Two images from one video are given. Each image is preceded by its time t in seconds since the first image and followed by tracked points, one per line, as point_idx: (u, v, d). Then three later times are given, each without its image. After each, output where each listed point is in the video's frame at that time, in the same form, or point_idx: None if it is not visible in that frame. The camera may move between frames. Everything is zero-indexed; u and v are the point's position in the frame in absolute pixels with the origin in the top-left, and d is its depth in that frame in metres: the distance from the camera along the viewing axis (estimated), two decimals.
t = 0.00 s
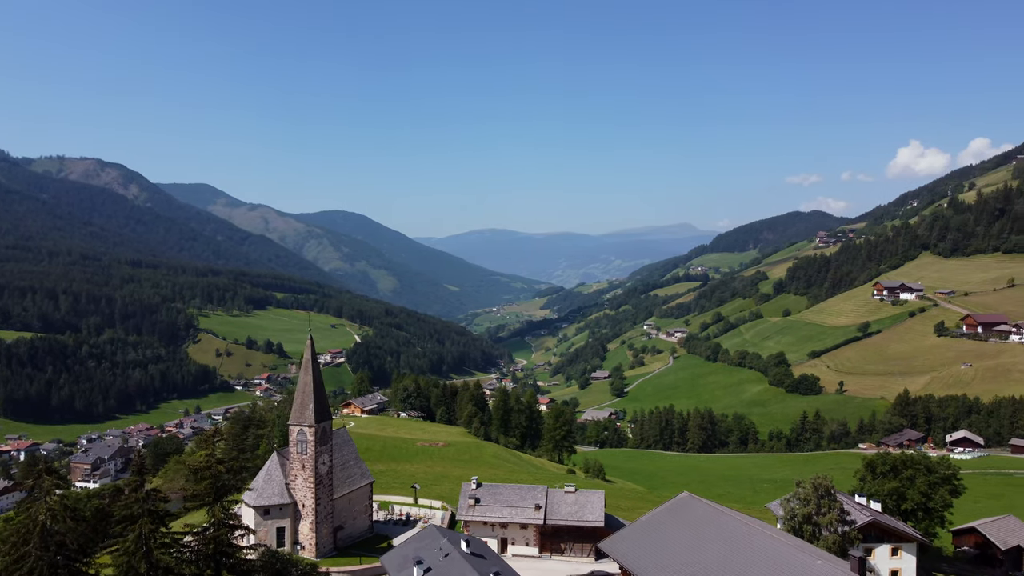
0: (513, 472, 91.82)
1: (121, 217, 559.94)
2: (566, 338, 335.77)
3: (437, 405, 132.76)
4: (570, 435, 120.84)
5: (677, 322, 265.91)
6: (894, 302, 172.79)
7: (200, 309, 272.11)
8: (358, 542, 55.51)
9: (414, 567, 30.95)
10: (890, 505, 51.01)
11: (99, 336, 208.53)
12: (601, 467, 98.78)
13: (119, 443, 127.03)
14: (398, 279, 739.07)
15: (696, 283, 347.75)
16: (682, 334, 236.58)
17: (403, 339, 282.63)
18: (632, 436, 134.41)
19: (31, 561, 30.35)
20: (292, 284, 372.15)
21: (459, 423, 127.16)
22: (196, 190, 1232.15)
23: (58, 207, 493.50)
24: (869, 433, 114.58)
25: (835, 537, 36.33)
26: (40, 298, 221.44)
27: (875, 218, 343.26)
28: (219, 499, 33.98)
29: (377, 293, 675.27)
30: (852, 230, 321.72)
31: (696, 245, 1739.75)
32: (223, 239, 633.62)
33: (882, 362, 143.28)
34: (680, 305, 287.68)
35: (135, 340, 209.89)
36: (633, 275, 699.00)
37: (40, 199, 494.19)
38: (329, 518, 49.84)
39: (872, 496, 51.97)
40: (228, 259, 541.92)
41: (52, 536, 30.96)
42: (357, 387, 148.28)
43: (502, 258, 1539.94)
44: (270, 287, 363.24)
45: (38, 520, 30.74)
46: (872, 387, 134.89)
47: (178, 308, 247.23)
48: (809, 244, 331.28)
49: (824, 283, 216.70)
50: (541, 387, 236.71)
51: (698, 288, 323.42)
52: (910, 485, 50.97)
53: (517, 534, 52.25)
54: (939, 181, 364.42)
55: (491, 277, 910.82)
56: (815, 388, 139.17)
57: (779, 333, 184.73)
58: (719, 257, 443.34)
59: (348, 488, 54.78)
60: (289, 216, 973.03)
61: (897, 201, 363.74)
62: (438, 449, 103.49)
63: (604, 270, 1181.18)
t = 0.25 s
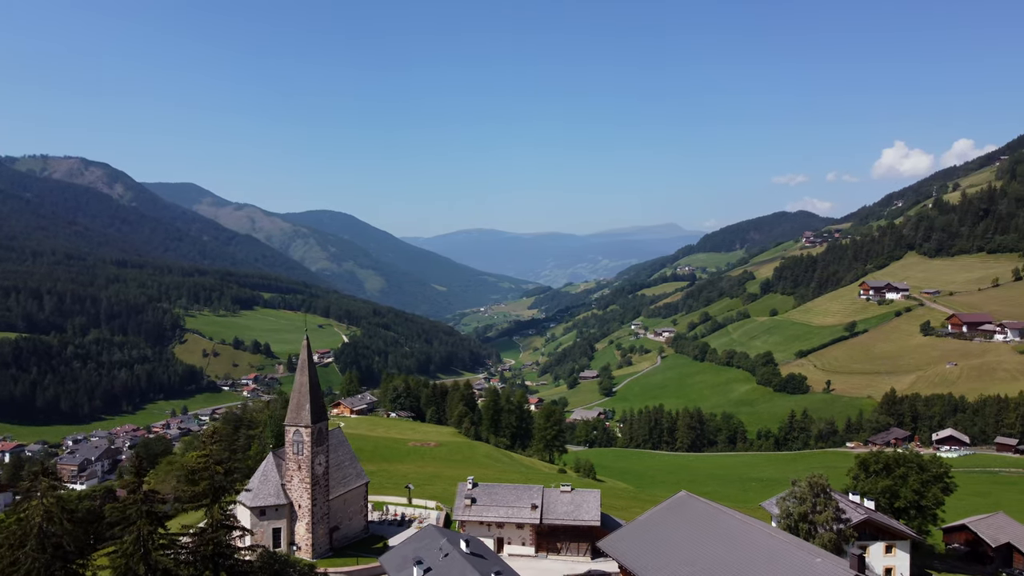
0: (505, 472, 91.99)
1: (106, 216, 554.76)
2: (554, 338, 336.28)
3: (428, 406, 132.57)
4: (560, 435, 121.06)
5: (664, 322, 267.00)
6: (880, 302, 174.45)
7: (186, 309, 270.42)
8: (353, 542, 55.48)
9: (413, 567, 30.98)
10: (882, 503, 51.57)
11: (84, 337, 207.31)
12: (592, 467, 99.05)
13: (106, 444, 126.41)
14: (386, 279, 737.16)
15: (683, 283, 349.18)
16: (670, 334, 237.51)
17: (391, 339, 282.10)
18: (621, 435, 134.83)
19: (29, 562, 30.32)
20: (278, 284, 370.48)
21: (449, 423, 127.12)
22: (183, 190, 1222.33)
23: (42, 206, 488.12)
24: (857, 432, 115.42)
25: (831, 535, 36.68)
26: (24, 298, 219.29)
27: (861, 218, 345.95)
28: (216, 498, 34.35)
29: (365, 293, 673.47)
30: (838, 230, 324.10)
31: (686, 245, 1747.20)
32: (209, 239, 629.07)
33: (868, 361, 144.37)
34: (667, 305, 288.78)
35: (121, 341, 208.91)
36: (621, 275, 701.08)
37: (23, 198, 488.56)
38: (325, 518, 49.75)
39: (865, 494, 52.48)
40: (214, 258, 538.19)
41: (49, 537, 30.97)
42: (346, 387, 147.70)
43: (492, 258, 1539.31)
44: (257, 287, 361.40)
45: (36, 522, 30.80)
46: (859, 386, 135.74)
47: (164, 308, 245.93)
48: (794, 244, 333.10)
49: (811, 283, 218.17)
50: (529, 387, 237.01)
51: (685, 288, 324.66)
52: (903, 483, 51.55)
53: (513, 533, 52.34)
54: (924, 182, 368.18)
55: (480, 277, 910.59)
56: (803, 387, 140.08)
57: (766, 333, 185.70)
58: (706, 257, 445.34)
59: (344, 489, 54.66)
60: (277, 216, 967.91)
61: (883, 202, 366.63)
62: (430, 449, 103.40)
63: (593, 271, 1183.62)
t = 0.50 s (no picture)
0: (496, 472, 92.12)
1: (91, 215, 549.63)
2: (542, 338, 336.68)
3: (417, 406, 132.38)
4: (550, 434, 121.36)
5: (653, 322, 267.90)
6: (866, 301, 175.92)
7: (172, 309, 268.68)
8: (349, 543, 55.43)
9: (414, 567, 30.96)
10: (876, 501, 52.04)
11: (69, 337, 205.79)
12: (583, 467, 99.36)
13: (93, 446, 125.58)
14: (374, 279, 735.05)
15: (671, 283, 350.44)
16: (658, 334, 238.31)
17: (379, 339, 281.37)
18: (610, 435, 135.23)
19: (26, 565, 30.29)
20: (266, 284, 368.71)
21: (439, 424, 126.98)
22: (170, 189, 1212.91)
23: (26, 206, 482.82)
24: (844, 431, 116.16)
25: (827, 533, 37.01)
26: (9, 299, 217.13)
27: (846, 218, 348.59)
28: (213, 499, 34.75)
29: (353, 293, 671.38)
30: (825, 230, 326.38)
31: (675, 245, 1753.50)
32: (195, 238, 624.70)
33: (856, 360, 145.50)
34: (655, 305, 289.77)
35: (107, 341, 207.62)
36: (609, 275, 702.80)
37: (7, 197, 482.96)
38: (322, 519, 49.69)
39: (859, 492, 52.96)
40: (200, 258, 534.58)
41: (46, 539, 30.93)
42: (335, 388, 147.17)
43: (481, 258, 1538.26)
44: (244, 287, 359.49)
45: (33, 524, 30.74)
46: (846, 385, 136.63)
47: (150, 309, 244.37)
48: (780, 245, 335.01)
49: (798, 282, 219.59)
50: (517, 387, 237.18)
51: (673, 288, 325.78)
52: (896, 482, 52.07)
53: (510, 533, 52.40)
54: (908, 183, 372.05)
55: (469, 278, 909.90)
56: (791, 386, 140.93)
57: (753, 333, 186.67)
58: (694, 257, 447.22)
59: (340, 489, 54.57)
60: (265, 216, 962.49)
61: (869, 203, 369.56)
62: (421, 449, 103.25)
63: (582, 271, 1185.88)
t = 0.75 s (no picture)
0: (488, 472, 92.26)
1: (76, 215, 544.98)
2: (530, 338, 337.23)
3: (408, 406, 131.94)
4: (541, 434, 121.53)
5: (641, 322, 268.84)
6: (853, 301, 177.32)
7: (159, 310, 267.02)
8: (345, 543, 55.38)
9: (414, 567, 30.99)
10: (870, 499, 52.36)
11: (55, 338, 204.33)
12: (575, 466, 99.70)
13: (80, 447, 124.85)
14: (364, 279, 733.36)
15: (659, 283, 351.72)
16: (646, 334, 239.17)
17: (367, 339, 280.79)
18: (600, 435, 135.62)
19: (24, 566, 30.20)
20: (253, 284, 367.11)
21: (430, 424, 126.88)
22: (158, 189, 1204.24)
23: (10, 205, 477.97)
24: (833, 430, 116.88)
25: (823, 531, 37.28)
26: None
27: (833, 219, 351.19)
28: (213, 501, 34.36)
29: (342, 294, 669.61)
30: (811, 231, 328.69)
31: (665, 246, 1759.71)
32: (182, 238, 620.82)
33: (843, 360, 146.51)
34: (644, 305, 290.80)
35: (93, 342, 206.50)
36: (598, 275, 704.62)
37: None
38: (318, 519, 49.63)
39: (853, 491, 53.29)
40: (187, 258, 531.28)
41: (44, 540, 30.80)
42: (325, 388, 146.68)
43: (472, 258, 1537.90)
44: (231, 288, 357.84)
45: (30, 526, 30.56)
46: (834, 384, 137.51)
47: (136, 309, 242.82)
48: (767, 245, 336.90)
49: (785, 282, 220.98)
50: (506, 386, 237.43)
51: (661, 288, 327.02)
52: (889, 480, 52.49)
53: (506, 533, 52.48)
54: (893, 184, 375.57)
55: (459, 278, 909.69)
56: (779, 385, 141.74)
57: (741, 332, 187.61)
58: (682, 257, 449.13)
59: (336, 490, 54.46)
60: (254, 216, 958.08)
61: (855, 203, 372.31)
62: (414, 449, 103.08)
63: (572, 271, 1188.01)
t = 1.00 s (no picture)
0: (481, 472, 92.36)
1: (61, 215, 540.18)
2: (519, 338, 337.63)
3: (399, 407, 131.27)
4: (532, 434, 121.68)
5: (630, 322, 269.66)
6: (840, 301, 178.72)
7: (146, 310, 265.26)
8: (341, 543, 55.32)
9: (415, 566, 31.02)
10: (864, 497, 52.81)
11: (40, 339, 202.95)
12: (566, 466, 99.99)
13: (67, 449, 124.18)
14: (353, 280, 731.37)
15: (648, 283, 352.74)
16: (635, 334, 239.91)
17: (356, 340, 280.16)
18: (590, 434, 135.77)
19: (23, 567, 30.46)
20: (240, 284, 365.24)
21: (421, 424, 126.66)
22: (145, 189, 1195.37)
23: None
24: (822, 429, 117.58)
25: (820, 529, 37.61)
26: None
27: (820, 219, 353.51)
28: (213, 502, 34.31)
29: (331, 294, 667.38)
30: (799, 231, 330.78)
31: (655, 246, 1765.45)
32: (169, 238, 616.64)
33: (830, 360, 147.47)
34: (632, 305, 291.64)
35: (80, 343, 205.29)
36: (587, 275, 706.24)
37: None
38: (315, 520, 49.52)
39: (848, 489, 53.76)
40: (174, 259, 527.86)
41: (42, 542, 31.02)
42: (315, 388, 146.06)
43: (462, 258, 1536.91)
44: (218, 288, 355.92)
45: (28, 528, 30.79)
46: (823, 383, 138.40)
47: (123, 310, 241.21)
48: (755, 245, 338.56)
49: (773, 282, 222.26)
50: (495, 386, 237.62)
51: (649, 288, 328.13)
52: (884, 478, 53.00)
53: (504, 533, 52.60)
54: (879, 185, 378.85)
55: (449, 278, 908.89)
56: (768, 385, 142.43)
57: (730, 332, 188.52)
58: (670, 257, 450.97)
59: (332, 490, 54.40)
60: (242, 215, 952.53)
61: (842, 203, 374.79)
62: (406, 450, 102.91)
63: (562, 271, 1189.57)
